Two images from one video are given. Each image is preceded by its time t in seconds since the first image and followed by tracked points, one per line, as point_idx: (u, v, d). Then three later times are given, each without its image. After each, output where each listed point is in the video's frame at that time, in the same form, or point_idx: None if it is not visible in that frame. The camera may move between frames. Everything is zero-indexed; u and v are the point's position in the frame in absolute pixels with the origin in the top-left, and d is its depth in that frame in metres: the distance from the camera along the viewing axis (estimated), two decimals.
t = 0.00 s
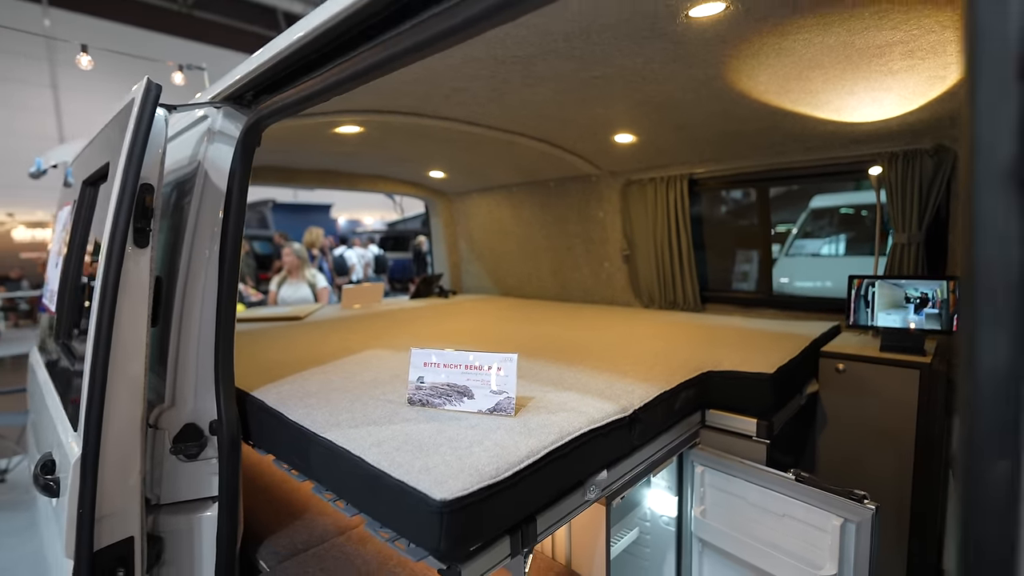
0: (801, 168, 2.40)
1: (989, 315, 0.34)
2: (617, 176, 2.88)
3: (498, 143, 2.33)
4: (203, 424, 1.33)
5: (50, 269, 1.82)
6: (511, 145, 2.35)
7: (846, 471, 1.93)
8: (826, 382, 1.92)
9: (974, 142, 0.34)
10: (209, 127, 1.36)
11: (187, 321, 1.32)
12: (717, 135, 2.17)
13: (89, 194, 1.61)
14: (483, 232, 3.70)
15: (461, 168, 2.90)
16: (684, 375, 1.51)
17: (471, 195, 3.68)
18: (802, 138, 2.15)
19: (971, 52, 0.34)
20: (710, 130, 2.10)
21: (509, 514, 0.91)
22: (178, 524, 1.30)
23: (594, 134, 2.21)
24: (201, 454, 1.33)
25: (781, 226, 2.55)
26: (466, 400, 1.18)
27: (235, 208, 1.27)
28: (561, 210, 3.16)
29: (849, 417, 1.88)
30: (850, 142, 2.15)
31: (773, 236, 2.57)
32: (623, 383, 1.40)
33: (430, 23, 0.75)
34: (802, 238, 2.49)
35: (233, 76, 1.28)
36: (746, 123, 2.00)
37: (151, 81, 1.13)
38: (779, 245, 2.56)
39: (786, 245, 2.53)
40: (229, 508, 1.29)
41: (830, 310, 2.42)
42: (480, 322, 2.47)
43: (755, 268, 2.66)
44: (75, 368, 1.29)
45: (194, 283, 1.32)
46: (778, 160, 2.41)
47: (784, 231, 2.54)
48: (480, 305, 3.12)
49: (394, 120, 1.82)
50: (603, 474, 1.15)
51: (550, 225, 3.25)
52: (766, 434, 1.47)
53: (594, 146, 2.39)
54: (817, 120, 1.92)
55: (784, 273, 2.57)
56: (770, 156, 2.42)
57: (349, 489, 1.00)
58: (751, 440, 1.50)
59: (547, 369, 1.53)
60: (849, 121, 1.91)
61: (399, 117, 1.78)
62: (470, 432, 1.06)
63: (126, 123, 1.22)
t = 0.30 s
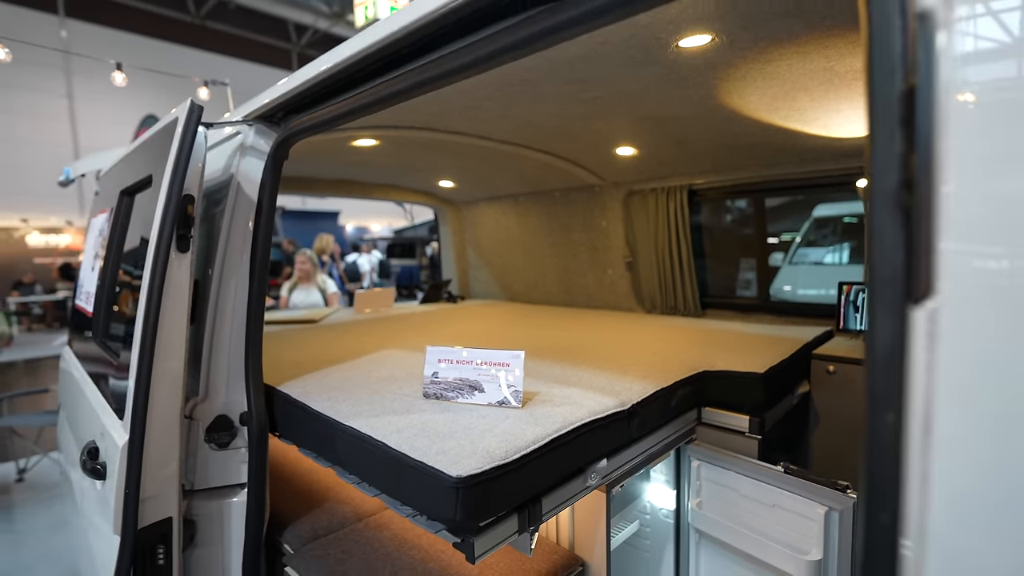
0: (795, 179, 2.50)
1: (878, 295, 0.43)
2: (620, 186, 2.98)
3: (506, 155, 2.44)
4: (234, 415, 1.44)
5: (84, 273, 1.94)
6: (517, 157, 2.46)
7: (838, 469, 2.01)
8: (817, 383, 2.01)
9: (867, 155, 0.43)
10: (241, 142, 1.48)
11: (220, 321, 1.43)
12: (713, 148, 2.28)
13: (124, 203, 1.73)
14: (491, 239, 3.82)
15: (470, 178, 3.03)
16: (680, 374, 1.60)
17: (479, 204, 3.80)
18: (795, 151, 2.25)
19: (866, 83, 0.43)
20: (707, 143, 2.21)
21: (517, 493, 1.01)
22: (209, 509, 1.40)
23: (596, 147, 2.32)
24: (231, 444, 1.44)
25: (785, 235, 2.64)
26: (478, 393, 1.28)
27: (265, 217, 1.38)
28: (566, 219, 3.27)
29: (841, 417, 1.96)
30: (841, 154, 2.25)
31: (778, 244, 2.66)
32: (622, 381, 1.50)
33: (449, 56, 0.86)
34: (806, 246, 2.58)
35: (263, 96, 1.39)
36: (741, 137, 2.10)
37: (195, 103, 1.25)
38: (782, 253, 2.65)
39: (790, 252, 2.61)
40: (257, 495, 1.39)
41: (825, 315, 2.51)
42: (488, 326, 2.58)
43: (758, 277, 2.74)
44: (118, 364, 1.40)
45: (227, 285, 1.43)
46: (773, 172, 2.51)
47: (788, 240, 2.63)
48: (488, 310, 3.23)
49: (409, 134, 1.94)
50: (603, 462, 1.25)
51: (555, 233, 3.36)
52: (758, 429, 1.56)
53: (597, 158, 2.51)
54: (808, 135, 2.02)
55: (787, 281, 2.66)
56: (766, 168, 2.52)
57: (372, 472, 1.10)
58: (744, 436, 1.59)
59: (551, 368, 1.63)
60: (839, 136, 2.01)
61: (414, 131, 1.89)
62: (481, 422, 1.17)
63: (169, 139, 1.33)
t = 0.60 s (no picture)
0: (793, 191, 2.62)
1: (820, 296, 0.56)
2: (625, 198, 3.11)
3: (517, 169, 2.58)
4: (269, 409, 1.56)
5: (124, 278, 2.09)
6: (527, 170, 2.60)
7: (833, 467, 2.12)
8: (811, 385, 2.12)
9: (816, 185, 0.58)
10: (278, 159, 1.62)
11: (257, 322, 1.56)
12: (713, 163, 2.40)
13: (165, 214, 1.87)
14: (500, 248, 3.96)
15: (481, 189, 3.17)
16: (680, 374, 1.72)
17: (488, 213, 3.95)
18: (792, 166, 2.37)
19: (819, 134, 0.56)
20: (707, 158, 2.33)
21: (531, 476, 1.13)
22: (244, 495, 1.53)
23: (602, 161, 2.45)
24: (264, 435, 1.56)
25: (790, 244, 2.72)
26: (492, 388, 1.41)
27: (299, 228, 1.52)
28: (572, 228, 3.40)
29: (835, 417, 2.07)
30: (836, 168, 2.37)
31: (784, 253, 2.75)
32: (626, 380, 1.62)
33: (490, 87, 1.01)
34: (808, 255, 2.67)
35: (299, 119, 1.53)
36: (740, 153, 2.22)
37: (241, 126, 1.39)
38: (785, 262, 2.75)
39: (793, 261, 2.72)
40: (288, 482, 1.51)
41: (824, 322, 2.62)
42: (497, 331, 2.71)
43: (760, 286, 2.86)
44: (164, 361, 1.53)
45: (264, 290, 1.57)
46: (772, 185, 2.63)
47: (793, 249, 2.72)
48: (497, 315, 3.36)
49: (427, 150, 2.08)
50: (608, 452, 1.36)
51: (562, 242, 3.49)
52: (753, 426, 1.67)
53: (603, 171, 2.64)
54: (802, 151, 2.14)
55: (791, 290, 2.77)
56: (764, 181, 2.64)
57: (399, 457, 1.22)
58: (739, 431, 1.70)
59: (560, 368, 1.76)
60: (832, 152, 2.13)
61: (432, 147, 2.03)
62: (497, 414, 1.29)
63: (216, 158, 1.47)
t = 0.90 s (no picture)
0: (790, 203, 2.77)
1: (803, 308, 0.68)
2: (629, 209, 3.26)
3: (527, 182, 2.73)
4: (303, 404, 1.70)
5: (162, 285, 2.25)
6: (536, 183, 2.75)
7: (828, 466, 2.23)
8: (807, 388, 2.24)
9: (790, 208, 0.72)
10: (313, 176, 1.77)
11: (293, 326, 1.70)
12: (712, 177, 2.55)
13: (204, 226, 2.03)
14: (508, 257, 4.11)
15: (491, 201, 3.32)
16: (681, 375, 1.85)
17: (497, 224, 4.10)
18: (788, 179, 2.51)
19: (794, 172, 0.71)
20: (706, 172, 2.47)
21: (546, 462, 1.26)
22: (280, 483, 1.67)
23: (607, 175, 2.60)
24: (299, 429, 1.70)
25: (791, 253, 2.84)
26: (508, 385, 1.55)
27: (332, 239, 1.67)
28: (578, 238, 3.55)
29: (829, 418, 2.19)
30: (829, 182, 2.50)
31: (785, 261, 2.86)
32: (630, 381, 1.75)
33: (516, 117, 1.15)
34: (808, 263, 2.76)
35: (334, 139, 1.68)
36: (737, 168, 2.37)
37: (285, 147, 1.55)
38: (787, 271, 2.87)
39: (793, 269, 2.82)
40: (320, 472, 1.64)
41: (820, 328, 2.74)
42: (506, 336, 2.85)
43: (760, 293, 3.00)
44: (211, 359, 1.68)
45: (300, 296, 1.71)
46: (770, 198, 2.77)
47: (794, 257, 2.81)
48: (505, 322, 3.49)
49: (445, 165, 2.23)
50: (614, 444, 1.49)
51: (568, 252, 3.63)
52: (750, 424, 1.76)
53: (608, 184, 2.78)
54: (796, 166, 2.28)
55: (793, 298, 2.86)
56: (763, 194, 2.78)
57: (427, 445, 1.36)
58: (737, 430, 1.79)
59: (569, 370, 1.89)
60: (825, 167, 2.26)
61: (450, 163, 2.18)
62: (513, 408, 1.42)
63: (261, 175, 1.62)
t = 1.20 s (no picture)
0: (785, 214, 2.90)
1: (785, 316, 0.78)
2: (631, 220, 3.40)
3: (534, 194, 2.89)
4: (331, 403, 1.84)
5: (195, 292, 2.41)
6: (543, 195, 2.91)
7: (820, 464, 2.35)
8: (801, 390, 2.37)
9: (767, 231, 0.85)
10: (340, 193, 1.93)
11: (323, 331, 1.85)
12: (709, 190, 2.69)
13: (236, 238, 2.19)
14: (514, 266, 4.26)
15: (499, 212, 3.48)
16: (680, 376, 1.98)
17: (503, 234, 4.25)
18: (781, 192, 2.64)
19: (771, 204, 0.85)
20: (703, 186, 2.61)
21: (556, 453, 1.40)
22: (311, 474, 1.82)
23: (609, 188, 2.76)
24: (327, 425, 1.84)
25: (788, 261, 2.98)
26: (520, 385, 1.69)
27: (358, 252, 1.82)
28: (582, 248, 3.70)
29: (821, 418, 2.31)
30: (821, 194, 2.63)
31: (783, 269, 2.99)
32: (632, 382, 1.89)
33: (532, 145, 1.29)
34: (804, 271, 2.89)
35: (360, 159, 1.82)
36: (732, 182, 2.52)
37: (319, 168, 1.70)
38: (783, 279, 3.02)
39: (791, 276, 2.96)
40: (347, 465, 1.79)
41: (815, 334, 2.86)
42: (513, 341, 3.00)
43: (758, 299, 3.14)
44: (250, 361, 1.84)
45: (328, 303, 1.85)
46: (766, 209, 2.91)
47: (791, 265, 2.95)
48: (510, 328, 3.65)
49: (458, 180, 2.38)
50: (618, 439, 1.63)
51: (572, 261, 3.78)
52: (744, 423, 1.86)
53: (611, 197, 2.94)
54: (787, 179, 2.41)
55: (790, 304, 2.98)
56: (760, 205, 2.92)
57: (448, 439, 1.50)
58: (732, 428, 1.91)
59: (575, 372, 2.03)
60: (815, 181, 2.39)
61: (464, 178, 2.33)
62: (525, 406, 1.57)
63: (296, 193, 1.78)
